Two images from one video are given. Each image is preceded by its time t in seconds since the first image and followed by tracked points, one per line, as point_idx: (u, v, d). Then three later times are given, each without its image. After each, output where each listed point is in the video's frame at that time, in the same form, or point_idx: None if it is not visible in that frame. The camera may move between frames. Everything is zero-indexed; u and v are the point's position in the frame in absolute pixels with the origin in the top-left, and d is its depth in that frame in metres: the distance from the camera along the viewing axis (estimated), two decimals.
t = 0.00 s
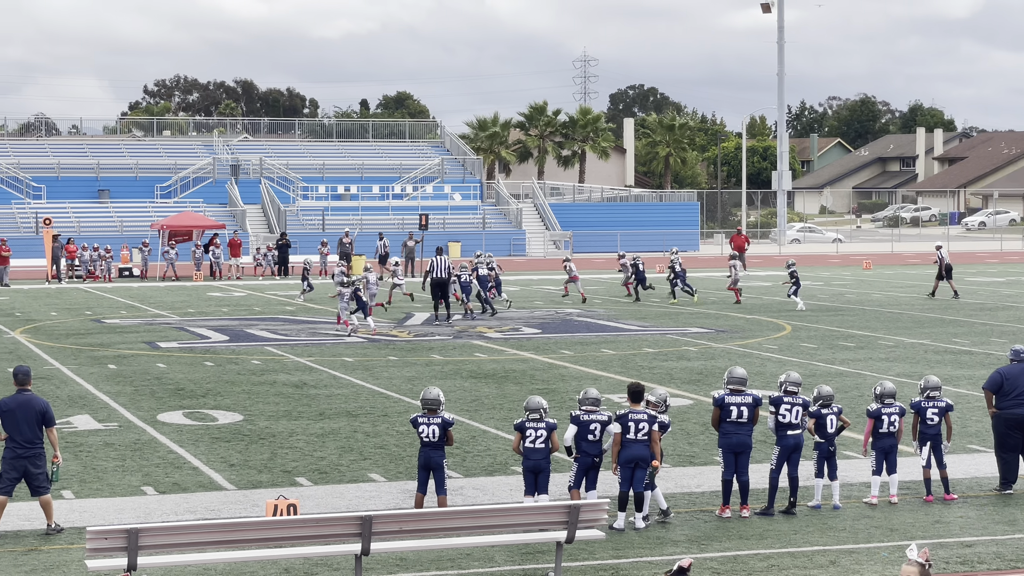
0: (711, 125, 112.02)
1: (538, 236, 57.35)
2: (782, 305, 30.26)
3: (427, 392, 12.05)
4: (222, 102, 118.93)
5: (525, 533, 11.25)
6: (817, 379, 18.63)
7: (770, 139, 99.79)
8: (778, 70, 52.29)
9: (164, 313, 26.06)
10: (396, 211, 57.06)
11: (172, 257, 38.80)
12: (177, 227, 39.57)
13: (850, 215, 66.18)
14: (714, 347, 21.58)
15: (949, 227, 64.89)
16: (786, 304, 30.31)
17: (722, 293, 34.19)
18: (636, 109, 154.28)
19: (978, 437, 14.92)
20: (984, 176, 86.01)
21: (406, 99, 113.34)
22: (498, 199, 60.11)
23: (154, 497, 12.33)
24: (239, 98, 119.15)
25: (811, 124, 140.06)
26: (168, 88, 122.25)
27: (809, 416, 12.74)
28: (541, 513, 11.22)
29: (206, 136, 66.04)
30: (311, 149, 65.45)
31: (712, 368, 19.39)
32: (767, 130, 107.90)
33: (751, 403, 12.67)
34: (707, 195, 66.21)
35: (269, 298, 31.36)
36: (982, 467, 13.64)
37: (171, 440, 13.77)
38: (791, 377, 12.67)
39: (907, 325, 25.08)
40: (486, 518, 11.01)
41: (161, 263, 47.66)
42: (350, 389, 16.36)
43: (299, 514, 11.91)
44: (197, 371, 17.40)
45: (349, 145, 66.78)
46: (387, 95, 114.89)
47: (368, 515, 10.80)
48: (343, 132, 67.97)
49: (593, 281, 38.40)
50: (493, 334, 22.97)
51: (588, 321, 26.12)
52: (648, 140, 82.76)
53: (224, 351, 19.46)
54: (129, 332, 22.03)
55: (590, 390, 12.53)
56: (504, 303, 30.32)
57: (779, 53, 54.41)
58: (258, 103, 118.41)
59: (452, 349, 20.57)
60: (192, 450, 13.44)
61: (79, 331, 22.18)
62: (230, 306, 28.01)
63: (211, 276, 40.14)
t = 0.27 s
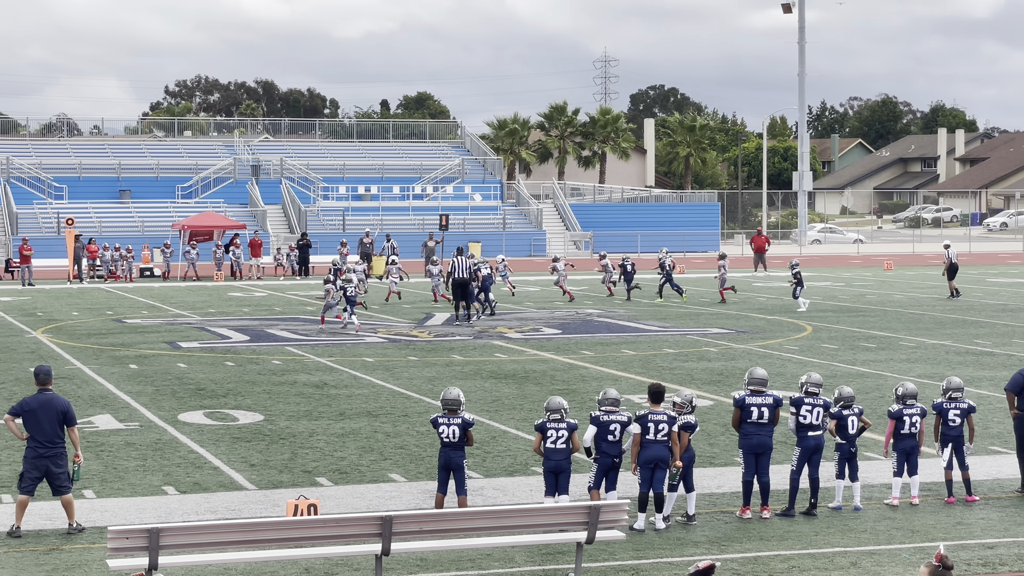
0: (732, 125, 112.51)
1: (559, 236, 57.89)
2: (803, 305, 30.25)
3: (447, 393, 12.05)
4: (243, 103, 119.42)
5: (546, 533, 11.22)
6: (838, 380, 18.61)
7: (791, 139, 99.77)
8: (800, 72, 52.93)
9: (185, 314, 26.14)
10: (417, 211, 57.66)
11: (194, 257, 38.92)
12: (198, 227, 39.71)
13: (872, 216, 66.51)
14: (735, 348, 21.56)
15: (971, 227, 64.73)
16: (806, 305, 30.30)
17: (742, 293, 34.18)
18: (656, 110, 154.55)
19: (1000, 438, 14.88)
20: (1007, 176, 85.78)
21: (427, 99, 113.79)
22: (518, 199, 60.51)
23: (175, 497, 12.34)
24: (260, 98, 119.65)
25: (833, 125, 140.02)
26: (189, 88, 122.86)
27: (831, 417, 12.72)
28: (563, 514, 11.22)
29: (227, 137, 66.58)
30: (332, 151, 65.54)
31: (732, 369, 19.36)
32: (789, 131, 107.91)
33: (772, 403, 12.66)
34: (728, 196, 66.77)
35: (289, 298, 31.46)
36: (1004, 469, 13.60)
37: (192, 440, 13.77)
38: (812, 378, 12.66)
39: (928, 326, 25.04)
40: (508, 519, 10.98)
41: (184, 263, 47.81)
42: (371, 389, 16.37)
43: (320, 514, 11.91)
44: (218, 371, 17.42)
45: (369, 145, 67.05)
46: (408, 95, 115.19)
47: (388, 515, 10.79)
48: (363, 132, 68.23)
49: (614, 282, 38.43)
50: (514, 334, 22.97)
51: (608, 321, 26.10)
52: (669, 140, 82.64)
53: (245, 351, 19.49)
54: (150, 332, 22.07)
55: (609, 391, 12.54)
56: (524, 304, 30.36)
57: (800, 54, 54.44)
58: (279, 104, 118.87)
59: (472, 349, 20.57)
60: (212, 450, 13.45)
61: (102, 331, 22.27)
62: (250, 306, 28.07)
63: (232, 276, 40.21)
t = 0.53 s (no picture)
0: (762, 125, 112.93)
1: (588, 238, 58.38)
2: (831, 306, 30.23)
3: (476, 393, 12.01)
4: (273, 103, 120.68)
5: (574, 533, 11.20)
6: (868, 381, 18.57)
7: (820, 139, 100.00)
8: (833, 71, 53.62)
9: (215, 314, 26.27)
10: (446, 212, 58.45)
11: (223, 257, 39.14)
12: (227, 227, 39.98)
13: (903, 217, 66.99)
14: (764, 348, 21.53)
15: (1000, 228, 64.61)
16: (834, 306, 30.27)
17: (772, 294, 34.17)
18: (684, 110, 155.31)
19: None
20: None
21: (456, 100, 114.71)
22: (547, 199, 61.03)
23: (205, 496, 12.37)
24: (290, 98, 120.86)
25: (862, 125, 140.23)
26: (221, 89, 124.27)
27: (862, 418, 12.70)
28: (592, 514, 11.18)
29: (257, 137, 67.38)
30: (362, 151, 66.32)
31: (762, 369, 19.33)
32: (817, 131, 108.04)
33: (802, 404, 12.64)
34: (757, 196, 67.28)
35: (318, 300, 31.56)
36: None
37: (223, 440, 13.81)
38: (843, 379, 12.64)
39: (959, 327, 24.96)
40: (539, 519, 10.95)
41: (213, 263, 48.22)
42: (400, 390, 16.37)
43: (349, 514, 11.91)
44: (247, 371, 17.45)
45: (398, 144, 67.78)
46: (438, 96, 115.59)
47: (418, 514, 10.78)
48: (393, 133, 68.76)
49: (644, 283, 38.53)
50: (543, 334, 22.98)
51: (637, 322, 26.10)
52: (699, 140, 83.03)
53: (274, 351, 19.53)
54: (180, 332, 22.16)
55: (637, 391, 12.52)
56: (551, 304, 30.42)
57: (831, 54, 54.53)
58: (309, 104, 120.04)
59: (502, 349, 20.56)
60: (243, 450, 13.48)
61: (133, 331, 22.43)
62: (280, 306, 28.19)
63: (262, 276, 40.35)
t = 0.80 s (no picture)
0: (803, 125, 113.49)
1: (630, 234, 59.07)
2: (874, 306, 30.19)
3: (519, 391, 11.94)
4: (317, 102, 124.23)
5: (616, 532, 11.10)
6: (912, 381, 18.50)
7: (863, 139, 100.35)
8: (876, 71, 54.82)
9: (258, 313, 26.65)
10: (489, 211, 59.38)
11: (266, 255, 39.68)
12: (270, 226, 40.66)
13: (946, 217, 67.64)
14: (807, 348, 21.48)
15: None
16: (876, 306, 30.22)
17: (816, 294, 34.15)
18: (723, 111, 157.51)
19: None
20: None
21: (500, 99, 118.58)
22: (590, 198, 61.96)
23: (249, 494, 12.40)
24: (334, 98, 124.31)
25: (905, 125, 141.05)
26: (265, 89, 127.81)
27: (905, 418, 12.64)
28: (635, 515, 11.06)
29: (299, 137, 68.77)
30: (405, 150, 67.65)
31: (804, 369, 19.28)
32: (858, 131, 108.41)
33: (846, 405, 12.57)
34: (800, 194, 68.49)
35: (360, 301, 31.74)
36: None
37: (265, 439, 13.86)
38: (885, 379, 12.58)
39: (1006, 327, 24.80)
40: (578, 519, 10.90)
41: (257, 262, 49.17)
42: (442, 389, 16.36)
43: (391, 513, 11.89)
44: (290, 369, 17.53)
45: (441, 143, 68.98)
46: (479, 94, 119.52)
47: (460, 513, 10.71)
48: (435, 132, 70.42)
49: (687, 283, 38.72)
50: (585, 333, 23.05)
51: (679, 321, 26.12)
52: (741, 139, 84.74)
53: (316, 350, 19.64)
54: (223, 330, 22.46)
55: (679, 391, 12.46)
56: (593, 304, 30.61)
57: (873, 55, 54.56)
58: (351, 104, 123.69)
59: (544, 349, 20.56)
60: (285, 449, 13.53)
61: (177, 329, 22.76)
62: (322, 306, 28.54)
63: (304, 275, 40.77)
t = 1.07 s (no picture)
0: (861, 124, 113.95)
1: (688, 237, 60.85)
2: (931, 306, 30.12)
3: (576, 389, 11.81)
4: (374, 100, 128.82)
5: (671, 531, 10.92)
6: (971, 382, 18.46)
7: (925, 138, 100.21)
8: (937, 68, 54.55)
9: (316, 314, 27.55)
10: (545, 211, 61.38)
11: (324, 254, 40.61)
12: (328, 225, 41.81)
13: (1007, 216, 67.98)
14: (866, 348, 21.45)
15: None
16: (934, 306, 30.11)
17: (874, 293, 34.16)
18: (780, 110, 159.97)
19: None
20: None
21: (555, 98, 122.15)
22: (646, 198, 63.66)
23: (308, 493, 12.44)
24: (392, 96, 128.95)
25: (965, 124, 141.33)
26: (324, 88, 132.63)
27: (965, 419, 12.54)
28: (690, 515, 10.88)
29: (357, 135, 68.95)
30: (462, 149, 68.72)
31: (862, 370, 19.31)
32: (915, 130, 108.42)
33: (905, 405, 12.50)
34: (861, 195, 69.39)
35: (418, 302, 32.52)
36: None
37: (323, 437, 13.99)
38: (945, 380, 12.49)
39: None
40: (637, 518, 10.74)
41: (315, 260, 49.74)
42: (500, 390, 16.42)
43: (448, 512, 11.87)
44: (348, 369, 17.84)
45: (498, 143, 70.09)
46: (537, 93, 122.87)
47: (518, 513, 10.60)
48: (493, 131, 70.78)
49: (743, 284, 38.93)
50: (642, 333, 23.29)
51: (736, 320, 26.24)
52: (798, 137, 85.27)
53: (372, 349, 20.03)
54: (280, 329, 23.34)
55: (737, 391, 12.35)
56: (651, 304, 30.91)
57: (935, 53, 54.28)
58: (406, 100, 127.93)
59: (601, 349, 20.68)
60: (343, 447, 13.63)
61: (234, 329, 23.74)
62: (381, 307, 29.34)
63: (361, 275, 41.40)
